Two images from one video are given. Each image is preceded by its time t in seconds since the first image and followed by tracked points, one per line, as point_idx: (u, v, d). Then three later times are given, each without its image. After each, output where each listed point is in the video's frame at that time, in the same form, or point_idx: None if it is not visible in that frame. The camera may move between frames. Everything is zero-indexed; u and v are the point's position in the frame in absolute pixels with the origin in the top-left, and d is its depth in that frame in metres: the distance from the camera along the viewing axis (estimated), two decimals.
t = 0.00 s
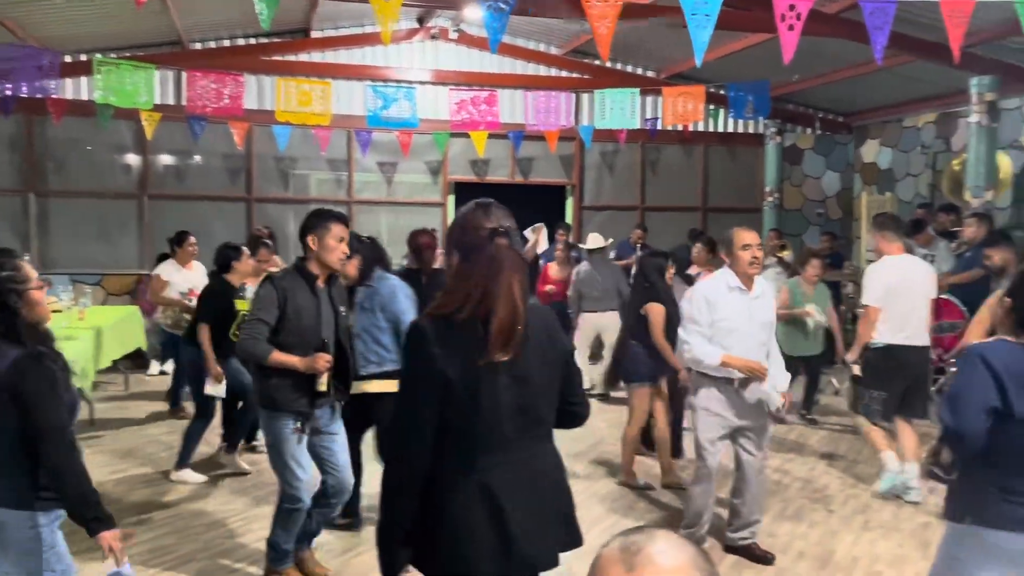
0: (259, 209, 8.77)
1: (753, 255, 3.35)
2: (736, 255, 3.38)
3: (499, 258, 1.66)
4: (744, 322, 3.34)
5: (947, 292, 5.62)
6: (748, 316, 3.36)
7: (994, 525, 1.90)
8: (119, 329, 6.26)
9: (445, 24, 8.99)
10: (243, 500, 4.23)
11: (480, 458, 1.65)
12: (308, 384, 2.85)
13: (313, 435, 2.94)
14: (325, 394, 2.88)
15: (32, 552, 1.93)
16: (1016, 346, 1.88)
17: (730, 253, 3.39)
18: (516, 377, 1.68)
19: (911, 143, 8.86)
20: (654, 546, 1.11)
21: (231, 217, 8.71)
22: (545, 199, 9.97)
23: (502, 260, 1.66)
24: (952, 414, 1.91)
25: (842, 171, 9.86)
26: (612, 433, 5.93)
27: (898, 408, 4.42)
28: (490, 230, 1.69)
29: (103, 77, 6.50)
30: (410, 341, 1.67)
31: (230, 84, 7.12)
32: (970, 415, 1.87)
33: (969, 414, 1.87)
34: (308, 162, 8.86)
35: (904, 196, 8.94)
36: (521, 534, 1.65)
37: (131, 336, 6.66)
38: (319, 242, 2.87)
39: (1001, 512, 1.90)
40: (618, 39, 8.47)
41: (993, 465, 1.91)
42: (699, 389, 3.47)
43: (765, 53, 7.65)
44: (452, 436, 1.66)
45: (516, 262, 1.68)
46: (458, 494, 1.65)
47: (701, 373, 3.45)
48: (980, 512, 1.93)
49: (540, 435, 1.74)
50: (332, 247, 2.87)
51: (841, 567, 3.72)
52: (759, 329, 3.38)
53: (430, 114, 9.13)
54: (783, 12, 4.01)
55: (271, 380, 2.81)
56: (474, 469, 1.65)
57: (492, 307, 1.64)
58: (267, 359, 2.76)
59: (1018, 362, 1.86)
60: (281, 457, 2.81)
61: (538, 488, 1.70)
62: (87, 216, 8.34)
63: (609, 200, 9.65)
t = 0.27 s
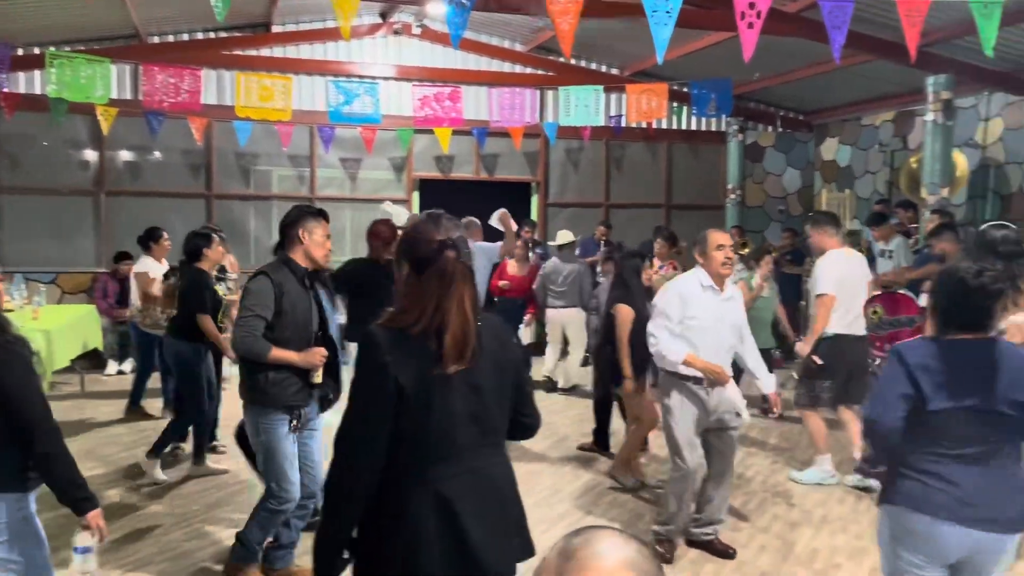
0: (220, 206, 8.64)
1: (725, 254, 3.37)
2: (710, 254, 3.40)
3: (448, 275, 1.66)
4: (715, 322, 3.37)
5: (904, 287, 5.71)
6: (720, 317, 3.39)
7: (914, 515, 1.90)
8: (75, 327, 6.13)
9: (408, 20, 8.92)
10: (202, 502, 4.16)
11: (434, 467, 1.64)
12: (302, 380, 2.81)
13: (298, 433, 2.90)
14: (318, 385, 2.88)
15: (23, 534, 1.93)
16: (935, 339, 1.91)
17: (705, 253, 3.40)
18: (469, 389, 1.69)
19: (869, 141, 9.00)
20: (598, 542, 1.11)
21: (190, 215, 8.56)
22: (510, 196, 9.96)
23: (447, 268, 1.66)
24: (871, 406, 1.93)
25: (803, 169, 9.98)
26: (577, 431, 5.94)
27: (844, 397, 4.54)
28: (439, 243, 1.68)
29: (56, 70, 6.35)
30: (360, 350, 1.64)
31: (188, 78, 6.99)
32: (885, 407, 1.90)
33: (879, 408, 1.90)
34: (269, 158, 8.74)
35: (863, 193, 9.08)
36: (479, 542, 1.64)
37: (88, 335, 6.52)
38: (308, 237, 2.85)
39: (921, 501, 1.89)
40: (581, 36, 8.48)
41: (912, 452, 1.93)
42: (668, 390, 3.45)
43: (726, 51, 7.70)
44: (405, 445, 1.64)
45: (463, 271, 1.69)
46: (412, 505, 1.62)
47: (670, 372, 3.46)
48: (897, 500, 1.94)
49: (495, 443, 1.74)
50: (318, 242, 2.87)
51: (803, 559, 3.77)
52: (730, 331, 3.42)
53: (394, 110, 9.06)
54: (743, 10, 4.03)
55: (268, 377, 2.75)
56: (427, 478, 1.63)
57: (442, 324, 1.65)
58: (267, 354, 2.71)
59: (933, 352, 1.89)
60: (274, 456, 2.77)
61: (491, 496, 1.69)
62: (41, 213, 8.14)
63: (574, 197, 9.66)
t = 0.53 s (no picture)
0: (181, 204, 8.50)
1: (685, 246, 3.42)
2: (670, 247, 3.44)
3: (392, 259, 1.64)
4: (677, 314, 3.39)
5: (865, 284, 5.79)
6: (679, 306, 3.40)
7: (861, 512, 1.95)
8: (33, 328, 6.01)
9: (373, 16, 8.82)
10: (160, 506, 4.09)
11: (380, 453, 1.65)
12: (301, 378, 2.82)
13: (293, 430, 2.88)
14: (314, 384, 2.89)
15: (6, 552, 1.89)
16: (877, 335, 1.98)
17: (665, 246, 3.45)
18: (417, 374, 1.68)
19: (831, 140, 9.12)
20: (541, 547, 1.17)
21: (151, 213, 8.42)
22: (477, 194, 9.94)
23: (398, 255, 1.64)
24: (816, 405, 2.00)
25: (767, 167, 10.08)
26: (543, 428, 5.94)
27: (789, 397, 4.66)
28: (380, 227, 1.65)
29: (10, 67, 6.20)
30: (315, 333, 1.60)
31: (147, 75, 6.87)
32: (826, 404, 1.97)
33: (821, 405, 1.98)
34: (232, 156, 8.62)
35: (825, 191, 9.21)
36: (419, 528, 1.68)
37: (45, 335, 6.38)
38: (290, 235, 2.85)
39: (866, 497, 1.93)
40: (547, 34, 8.48)
41: (860, 450, 1.98)
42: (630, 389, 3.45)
43: (691, 50, 7.75)
44: (355, 431, 1.63)
45: (411, 258, 1.67)
46: (357, 492, 1.63)
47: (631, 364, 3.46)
48: (845, 498, 1.99)
49: (433, 431, 1.77)
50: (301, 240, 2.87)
51: (765, 553, 3.81)
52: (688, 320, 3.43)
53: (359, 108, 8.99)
54: (707, 9, 4.05)
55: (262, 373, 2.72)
56: (374, 465, 1.64)
57: (391, 309, 1.63)
58: (272, 353, 2.71)
59: (872, 348, 1.95)
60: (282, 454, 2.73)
61: (428, 479, 1.72)
62: None
63: (541, 195, 9.66)
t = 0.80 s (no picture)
0: (146, 205, 8.38)
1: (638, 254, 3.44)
2: (625, 254, 3.46)
3: (331, 263, 1.67)
4: (635, 320, 3.43)
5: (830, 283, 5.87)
6: (632, 314, 3.42)
7: (822, 520, 1.96)
8: None
9: (341, 15, 8.75)
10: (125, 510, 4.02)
11: (333, 461, 1.64)
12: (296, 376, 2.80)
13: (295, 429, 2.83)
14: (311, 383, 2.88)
15: None
16: (843, 343, 2.00)
17: (619, 252, 3.45)
18: (363, 378, 1.69)
19: (797, 140, 9.22)
20: (497, 550, 1.21)
21: (115, 214, 8.29)
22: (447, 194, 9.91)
23: (332, 260, 1.67)
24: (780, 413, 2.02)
25: (735, 167, 10.17)
26: (514, 428, 5.94)
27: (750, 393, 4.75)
28: (314, 231, 1.68)
29: None
30: (267, 346, 1.57)
31: (110, 74, 6.76)
32: (788, 412, 1.99)
33: (784, 412, 1.99)
34: (198, 156, 8.51)
35: (792, 190, 9.32)
36: (370, 531, 1.69)
37: (5, 339, 6.25)
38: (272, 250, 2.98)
39: (826, 506, 1.95)
40: (516, 35, 8.47)
41: (822, 459, 1.99)
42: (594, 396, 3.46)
43: (659, 50, 7.79)
44: (309, 442, 1.61)
45: (344, 263, 1.70)
46: (314, 503, 1.61)
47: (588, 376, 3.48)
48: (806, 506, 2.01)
49: (374, 433, 1.77)
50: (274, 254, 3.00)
51: (733, 551, 3.83)
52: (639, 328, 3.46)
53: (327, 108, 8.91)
54: (672, 10, 4.07)
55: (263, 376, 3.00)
56: (328, 474, 1.63)
57: (334, 311, 1.64)
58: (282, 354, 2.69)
59: (837, 356, 1.97)
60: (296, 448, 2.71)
61: (376, 483, 1.73)
62: None
63: (511, 195, 9.66)
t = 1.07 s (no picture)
0: (115, 207, 8.28)
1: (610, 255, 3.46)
2: (596, 255, 3.46)
3: (270, 264, 1.63)
4: (608, 320, 3.44)
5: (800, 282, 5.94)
6: (604, 315, 3.43)
7: (783, 504, 1.96)
8: None
9: (313, 16, 8.73)
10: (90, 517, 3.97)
11: (291, 464, 1.64)
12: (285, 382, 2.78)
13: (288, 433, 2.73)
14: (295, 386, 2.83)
15: None
16: (807, 331, 1.99)
17: (591, 254, 3.46)
18: (313, 378, 1.70)
19: (769, 141, 9.31)
20: (460, 554, 1.23)
21: (83, 217, 8.18)
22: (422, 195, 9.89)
23: (274, 262, 1.63)
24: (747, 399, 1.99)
25: (707, 168, 10.25)
26: (488, 430, 5.94)
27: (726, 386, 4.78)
28: (252, 232, 1.63)
29: None
30: (221, 359, 1.54)
31: (77, 75, 6.67)
32: (756, 399, 1.95)
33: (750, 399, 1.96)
34: (168, 158, 8.43)
35: (763, 191, 9.40)
36: (329, 527, 1.71)
37: None
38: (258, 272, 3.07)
39: (786, 489, 1.96)
40: (489, 36, 8.47)
41: (787, 445, 1.98)
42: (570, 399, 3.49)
43: (631, 52, 7.83)
44: (268, 449, 1.61)
45: (286, 263, 1.66)
46: (278, 509, 1.62)
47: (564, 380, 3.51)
48: (769, 491, 2.00)
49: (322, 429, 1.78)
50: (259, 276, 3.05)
51: (706, 549, 3.86)
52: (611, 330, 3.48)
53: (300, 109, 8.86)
54: (641, 12, 4.10)
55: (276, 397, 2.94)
56: (287, 477, 1.63)
57: (281, 315, 1.62)
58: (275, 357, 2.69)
59: (803, 345, 1.95)
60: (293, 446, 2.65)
61: (330, 479, 1.74)
62: None
63: (486, 197, 9.66)
